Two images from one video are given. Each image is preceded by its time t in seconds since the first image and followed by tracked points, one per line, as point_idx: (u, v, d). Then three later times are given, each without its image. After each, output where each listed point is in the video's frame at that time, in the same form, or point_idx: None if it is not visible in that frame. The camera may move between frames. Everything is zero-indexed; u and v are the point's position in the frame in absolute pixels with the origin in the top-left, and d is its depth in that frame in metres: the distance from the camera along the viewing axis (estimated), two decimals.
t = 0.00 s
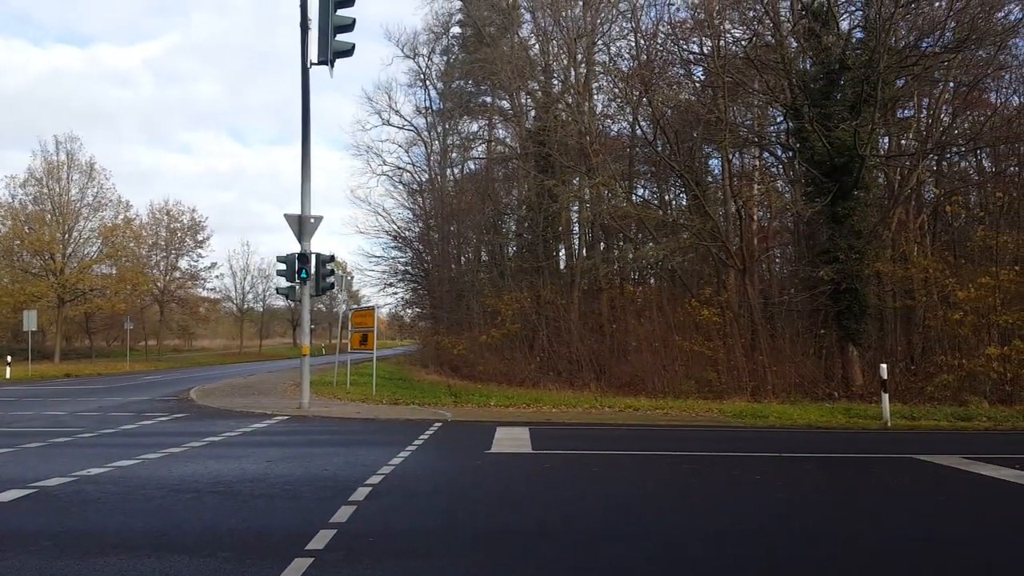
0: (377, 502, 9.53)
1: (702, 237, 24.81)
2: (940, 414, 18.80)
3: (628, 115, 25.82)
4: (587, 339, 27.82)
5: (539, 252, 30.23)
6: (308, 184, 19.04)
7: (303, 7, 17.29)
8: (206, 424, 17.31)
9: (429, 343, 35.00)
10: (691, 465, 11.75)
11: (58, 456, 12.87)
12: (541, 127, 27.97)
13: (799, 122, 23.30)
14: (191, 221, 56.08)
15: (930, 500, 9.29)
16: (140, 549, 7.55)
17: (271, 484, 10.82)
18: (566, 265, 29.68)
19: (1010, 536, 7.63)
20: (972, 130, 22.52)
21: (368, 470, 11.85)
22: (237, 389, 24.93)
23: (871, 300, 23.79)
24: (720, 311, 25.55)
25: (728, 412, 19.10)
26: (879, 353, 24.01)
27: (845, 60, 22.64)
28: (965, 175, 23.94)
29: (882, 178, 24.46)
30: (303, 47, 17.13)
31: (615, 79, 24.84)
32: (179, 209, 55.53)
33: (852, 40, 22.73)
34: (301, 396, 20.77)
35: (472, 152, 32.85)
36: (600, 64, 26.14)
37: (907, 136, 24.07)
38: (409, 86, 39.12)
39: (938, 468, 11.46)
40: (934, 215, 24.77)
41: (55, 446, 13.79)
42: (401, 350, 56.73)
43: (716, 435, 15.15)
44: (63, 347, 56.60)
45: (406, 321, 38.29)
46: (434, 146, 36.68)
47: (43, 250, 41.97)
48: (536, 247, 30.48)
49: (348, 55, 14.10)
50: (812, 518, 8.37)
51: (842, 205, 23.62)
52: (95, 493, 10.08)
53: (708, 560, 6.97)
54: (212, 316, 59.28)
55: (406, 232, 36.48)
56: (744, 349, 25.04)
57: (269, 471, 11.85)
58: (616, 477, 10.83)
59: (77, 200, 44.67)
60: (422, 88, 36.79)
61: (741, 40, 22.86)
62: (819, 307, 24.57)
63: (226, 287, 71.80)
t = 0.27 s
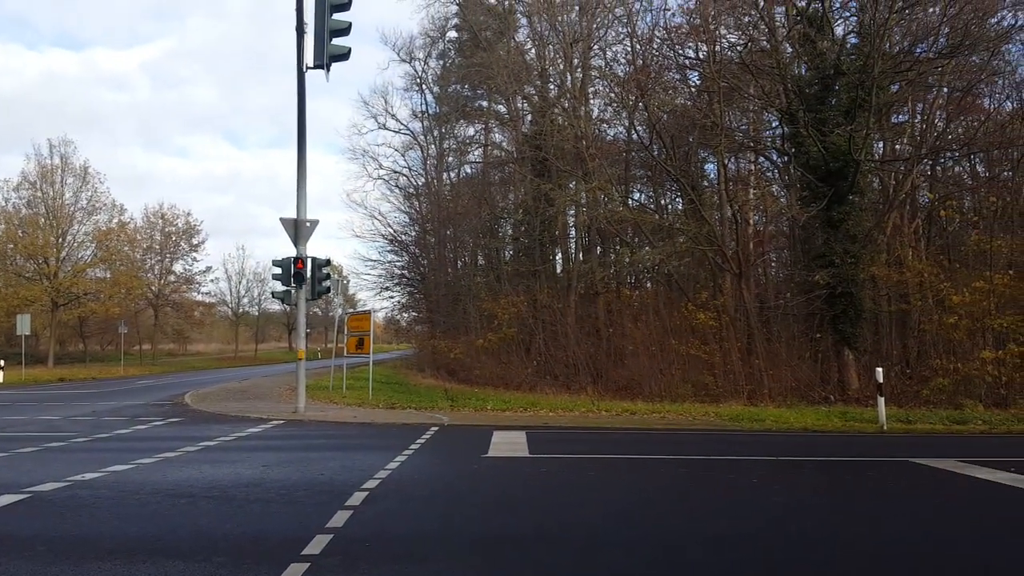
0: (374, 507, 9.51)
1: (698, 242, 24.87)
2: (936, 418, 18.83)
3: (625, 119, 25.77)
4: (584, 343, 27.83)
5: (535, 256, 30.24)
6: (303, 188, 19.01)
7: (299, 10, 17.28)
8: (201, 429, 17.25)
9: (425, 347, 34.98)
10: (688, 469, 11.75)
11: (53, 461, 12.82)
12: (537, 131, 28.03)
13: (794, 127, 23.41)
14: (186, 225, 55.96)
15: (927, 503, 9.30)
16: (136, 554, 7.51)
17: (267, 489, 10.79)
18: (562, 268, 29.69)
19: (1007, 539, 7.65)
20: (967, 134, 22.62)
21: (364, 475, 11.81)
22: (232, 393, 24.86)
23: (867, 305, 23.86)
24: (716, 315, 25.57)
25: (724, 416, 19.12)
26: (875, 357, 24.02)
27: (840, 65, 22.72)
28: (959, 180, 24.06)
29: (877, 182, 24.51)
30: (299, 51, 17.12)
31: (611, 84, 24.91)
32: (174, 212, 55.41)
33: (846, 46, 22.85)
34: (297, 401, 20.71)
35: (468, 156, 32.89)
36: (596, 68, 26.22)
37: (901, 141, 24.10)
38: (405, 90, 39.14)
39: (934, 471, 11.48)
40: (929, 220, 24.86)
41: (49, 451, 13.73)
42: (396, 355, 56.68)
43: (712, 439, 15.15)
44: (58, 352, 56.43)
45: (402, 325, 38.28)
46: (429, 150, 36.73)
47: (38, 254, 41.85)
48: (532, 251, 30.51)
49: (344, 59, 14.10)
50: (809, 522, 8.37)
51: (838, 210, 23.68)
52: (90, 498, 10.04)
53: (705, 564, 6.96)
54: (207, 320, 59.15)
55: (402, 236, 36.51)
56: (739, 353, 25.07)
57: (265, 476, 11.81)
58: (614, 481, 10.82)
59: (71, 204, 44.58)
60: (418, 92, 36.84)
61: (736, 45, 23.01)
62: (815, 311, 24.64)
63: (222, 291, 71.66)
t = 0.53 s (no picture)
0: (374, 507, 9.49)
1: (697, 241, 24.88)
2: (935, 418, 18.82)
3: (624, 119, 25.78)
4: (583, 343, 27.81)
5: (535, 256, 30.24)
6: (303, 188, 19.01)
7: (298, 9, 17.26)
8: (201, 428, 17.25)
9: (424, 346, 34.99)
10: (687, 468, 11.73)
11: (52, 461, 12.81)
12: (537, 131, 28.03)
13: (794, 126, 23.40)
14: (186, 225, 55.93)
15: (927, 503, 9.29)
16: (135, 554, 7.51)
17: (266, 489, 10.78)
18: (561, 268, 29.67)
19: (1007, 539, 7.64)
20: (967, 134, 22.63)
21: (363, 475, 11.80)
22: (232, 393, 24.85)
23: (866, 305, 23.86)
24: (716, 315, 25.55)
25: (724, 415, 19.12)
26: (875, 356, 23.99)
27: (839, 63, 22.56)
28: (959, 179, 24.02)
29: (877, 182, 24.47)
30: (298, 50, 17.11)
31: (610, 83, 24.93)
32: (173, 213, 55.39)
33: (847, 44, 22.79)
34: (296, 400, 20.69)
35: (467, 156, 32.88)
36: (595, 68, 26.21)
37: (901, 140, 23.99)
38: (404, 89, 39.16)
39: (934, 471, 11.47)
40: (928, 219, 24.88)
41: (48, 451, 13.71)
42: (396, 355, 56.72)
43: (713, 439, 15.14)
44: (57, 352, 56.41)
45: (402, 325, 38.28)
46: (429, 150, 36.75)
47: (37, 254, 41.85)
48: (532, 251, 30.50)
49: (343, 58, 14.09)
50: (809, 522, 8.36)
51: (837, 209, 23.65)
52: (90, 498, 10.02)
53: (704, 564, 6.95)
54: (207, 319, 59.18)
55: (402, 236, 36.54)
56: (739, 353, 25.06)
57: (265, 475, 11.80)
58: (613, 481, 10.80)
59: (70, 204, 44.57)
60: (417, 92, 36.82)
61: (736, 45, 23.04)
62: (814, 311, 24.66)
63: (221, 291, 71.64)
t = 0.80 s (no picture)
0: (372, 509, 9.47)
1: (696, 241, 24.88)
2: (934, 416, 18.82)
3: (622, 119, 25.89)
4: (582, 342, 27.80)
5: (533, 257, 30.27)
6: (301, 189, 18.99)
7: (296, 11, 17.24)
8: (200, 431, 17.23)
9: (423, 347, 35.00)
10: (687, 469, 11.73)
11: (51, 464, 12.79)
12: (535, 131, 28.06)
13: (791, 126, 23.44)
14: (184, 226, 55.90)
15: (927, 502, 9.30)
16: (133, 558, 7.48)
17: (265, 492, 10.75)
18: (560, 268, 29.67)
19: (1007, 538, 7.63)
20: (963, 132, 22.71)
21: (362, 477, 11.78)
22: (231, 395, 24.83)
23: (864, 303, 23.88)
24: (714, 315, 25.52)
25: (723, 415, 19.14)
26: (873, 355, 24.00)
27: (836, 62, 22.60)
28: (956, 177, 24.16)
29: (874, 180, 24.48)
30: (296, 52, 17.09)
31: (608, 83, 24.98)
32: (172, 214, 55.35)
33: (844, 43, 22.74)
34: (295, 402, 20.66)
35: (465, 156, 32.92)
36: (593, 68, 26.22)
37: (898, 139, 24.08)
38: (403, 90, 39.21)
39: (933, 470, 11.47)
40: (927, 218, 24.75)
41: (47, 454, 13.68)
42: (395, 355, 56.80)
43: (712, 439, 15.14)
44: (55, 354, 56.39)
45: (401, 325, 38.30)
46: (428, 151, 36.80)
47: (35, 256, 41.82)
48: (531, 251, 30.51)
49: (341, 59, 14.07)
50: (808, 522, 8.36)
51: (835, 209, 23.64)
52: (88, 502, 10.00)
53: (704, 565, 6.93)
54: (206, 321, 59.15)
55: (400, 236, 36.56)
56: (737, 352, 25.08)
57: (263, 478, 11.77)
58: (613, 482, 10.79)
59: (68, 206, 44.53)
60: (415, 92, 36.84)
61: (733, 44, 23.06)
62: (813, 310, 24.71)
63: (220, 292, 71.62)
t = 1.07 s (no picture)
0: (367, 510, 9.44)
1: (694, 246, 24.90)
2: (930, 424, 18.82)
3: (622, 123, 25.97)
4: (579, 346, 27.80)
5: (532, 260, 30.35)
6: (300, 189, 18.99)
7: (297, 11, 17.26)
8: (196, 430, 17.21)
9: (420, 349, 34.99)
10: (682, 473, 11.74)
11: (46, 462, 12.77)
12: (535, 134, 28.11)
13: (790, 133, 23.59)
14: (182, 225, 55.84)
15: (921, 509, 9.33)
16: (128, 556, 7.48)
17: (260, 491, 10.75)
18: (558, 271, 29.67)
19: (1000, 546, 7.66)
20: (962, 140, 22.91)
21: (358, 478, 11.78)
22: (227, 395, 24.80)
23: (862, 310, 23.91)
24: (712, 320, 25.50)
25: (720, 420, 19.15)
26: (870, 362, 24.03)
27: (837, 69, 22.49)
28: (954, 185, 24.25)
29: (872, 189, 24.65)
30: (296, 52, 17.10)
31: (609, 87, 25.03)
32: (170, 213, 55.31)
33: (844, 50, 22.71)
34: (291, 402, 20.63)
35: (465, 158, 32.97)
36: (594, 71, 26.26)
37: (896, 146, 24.34)
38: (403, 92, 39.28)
39: (928, 477, 11.50)
40: (925, 225, 24.85)
41: (42, 452, 13.66)
42: (392, 357, 56.79)
43: (707, 444, 15.16)
44: (52, 352, 56.30)
45: (398, 327, 38.30)
46: (427, 153, 36.85)
47: (32, 253, 41.80)
48: (530, 254, 30.53)
49: (342, 60, 14.09)
50: (803, 527, 8.36)
51: (834, 215, 23.75)
52: (83, 499, 9.98)
53: (699, 568, 6.95)
54: (203, 320, 59.10)
55: (398, 238, 36.58)
56: (734, 358, 25.06)
57: (259, 478, 11.75)
58: (609, 486, 10.80)
59: (66, 204, 44.47)
60: (415, 94, 36.87)
61: (734, 50, 23.02)
62: (810, 316, 24.78)
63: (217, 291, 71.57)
